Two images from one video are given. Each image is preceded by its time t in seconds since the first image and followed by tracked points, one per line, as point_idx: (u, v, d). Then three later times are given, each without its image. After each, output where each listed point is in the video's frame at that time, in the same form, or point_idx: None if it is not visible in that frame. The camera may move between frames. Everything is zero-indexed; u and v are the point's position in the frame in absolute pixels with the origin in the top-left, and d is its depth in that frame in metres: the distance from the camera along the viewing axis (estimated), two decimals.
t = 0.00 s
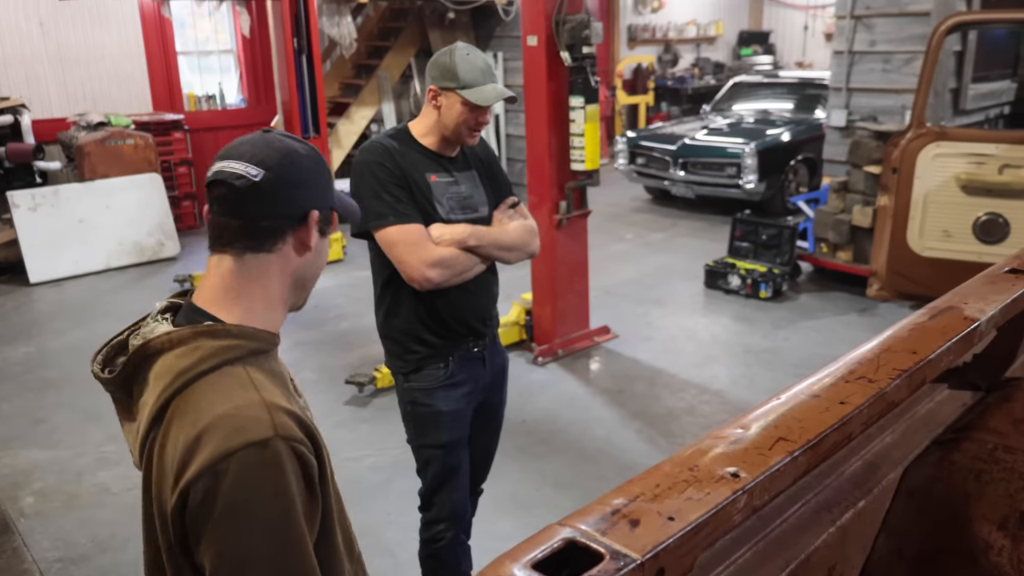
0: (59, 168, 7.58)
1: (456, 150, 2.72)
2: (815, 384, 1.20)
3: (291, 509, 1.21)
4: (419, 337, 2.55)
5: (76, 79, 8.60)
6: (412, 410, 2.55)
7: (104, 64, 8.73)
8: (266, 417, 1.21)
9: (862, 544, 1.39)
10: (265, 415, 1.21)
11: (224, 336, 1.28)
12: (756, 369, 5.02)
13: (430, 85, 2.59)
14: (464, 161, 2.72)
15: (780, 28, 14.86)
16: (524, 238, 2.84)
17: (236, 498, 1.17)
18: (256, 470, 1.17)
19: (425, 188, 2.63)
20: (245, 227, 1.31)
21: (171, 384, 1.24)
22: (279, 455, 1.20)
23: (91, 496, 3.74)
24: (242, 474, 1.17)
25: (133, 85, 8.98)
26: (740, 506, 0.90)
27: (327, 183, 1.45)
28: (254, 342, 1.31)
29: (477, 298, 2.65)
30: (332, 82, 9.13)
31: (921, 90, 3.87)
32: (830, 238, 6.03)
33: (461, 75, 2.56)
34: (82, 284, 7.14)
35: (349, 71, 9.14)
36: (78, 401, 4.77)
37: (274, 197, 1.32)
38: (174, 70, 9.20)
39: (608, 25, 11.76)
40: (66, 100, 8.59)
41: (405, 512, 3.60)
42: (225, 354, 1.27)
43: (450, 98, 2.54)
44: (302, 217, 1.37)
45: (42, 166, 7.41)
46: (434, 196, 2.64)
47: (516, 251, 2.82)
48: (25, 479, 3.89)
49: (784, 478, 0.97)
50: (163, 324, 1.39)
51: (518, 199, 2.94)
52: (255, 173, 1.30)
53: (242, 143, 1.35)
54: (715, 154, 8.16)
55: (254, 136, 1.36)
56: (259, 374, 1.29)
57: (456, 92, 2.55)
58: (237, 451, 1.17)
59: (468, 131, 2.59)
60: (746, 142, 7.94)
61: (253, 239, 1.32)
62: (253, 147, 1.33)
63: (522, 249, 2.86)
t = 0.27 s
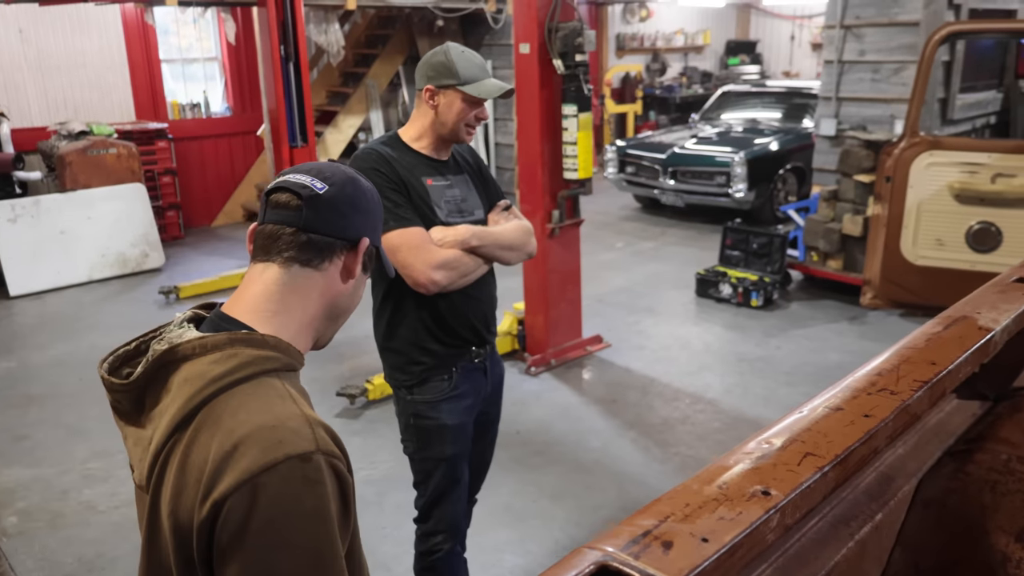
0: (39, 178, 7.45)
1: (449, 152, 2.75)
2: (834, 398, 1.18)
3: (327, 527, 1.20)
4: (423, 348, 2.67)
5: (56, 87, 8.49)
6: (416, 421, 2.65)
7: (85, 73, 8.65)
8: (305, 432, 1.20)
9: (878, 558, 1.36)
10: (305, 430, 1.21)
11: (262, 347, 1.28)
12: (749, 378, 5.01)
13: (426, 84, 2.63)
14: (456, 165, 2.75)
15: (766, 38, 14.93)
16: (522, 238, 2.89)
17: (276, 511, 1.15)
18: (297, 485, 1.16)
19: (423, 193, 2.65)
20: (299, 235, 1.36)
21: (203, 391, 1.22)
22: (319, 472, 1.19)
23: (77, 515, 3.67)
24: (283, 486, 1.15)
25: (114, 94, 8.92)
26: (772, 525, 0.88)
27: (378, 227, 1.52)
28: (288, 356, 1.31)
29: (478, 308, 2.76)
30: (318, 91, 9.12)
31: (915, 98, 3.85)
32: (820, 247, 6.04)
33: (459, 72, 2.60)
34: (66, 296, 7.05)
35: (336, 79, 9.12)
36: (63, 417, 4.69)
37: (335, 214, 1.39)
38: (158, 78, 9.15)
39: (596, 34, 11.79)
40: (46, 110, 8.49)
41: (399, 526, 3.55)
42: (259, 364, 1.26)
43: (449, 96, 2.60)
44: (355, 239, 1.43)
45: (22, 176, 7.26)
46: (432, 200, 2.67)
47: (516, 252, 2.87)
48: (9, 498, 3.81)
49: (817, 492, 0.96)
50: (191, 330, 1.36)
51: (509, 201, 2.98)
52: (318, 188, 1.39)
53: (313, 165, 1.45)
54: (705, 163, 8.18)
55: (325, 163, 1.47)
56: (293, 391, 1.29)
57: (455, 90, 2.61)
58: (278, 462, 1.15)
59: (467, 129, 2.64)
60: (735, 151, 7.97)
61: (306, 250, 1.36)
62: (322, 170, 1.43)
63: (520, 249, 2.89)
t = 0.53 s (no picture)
0: None
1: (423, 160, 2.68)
2: (849, 417, 1.16)
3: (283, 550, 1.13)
4: (401, 360, 2.61)
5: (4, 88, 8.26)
6: (400, 436, 2.60)
7: (34, 74, 8.42)
8: (265, 447, 1.14)
9: None
10: (263, 445, 1.15)
11: (227, 359, 1.23)
12: (719, 383, 5.02)
13: (399, 87, 2.57)
14: (432, 174, 2.69)
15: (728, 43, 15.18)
16: (500, 250, 2.89)
17: (227, 532, 1.09)
18: (248, 504, 1.10)
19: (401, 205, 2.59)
20: (260, 245, 1.29)
21: (163, 405, 1.18)
22: (274, 490, 1.12)
23: (32, 536, 3.53)
24: (235, 506, 1.09)
25: (65, 96, 8.68)
26: (809, 557, 0.85)
27: (357, 221, 1.42)
28: (258, 370, 1.26)
29: (457, 316, 2.71)
30: (279, 93, 8.96)
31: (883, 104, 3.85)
32: (787, 251, 6.08)
33: (434, 75, 2.54)
34: (18, 305, 6.81)
35: (297, 82, 8.98)
36: (16, 432, 4.52)
37: (293, 217, 1.30)
38: (110, 80, 8.89)
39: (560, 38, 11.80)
40: None
41: (372, 540, 3.47)
42: (222, 377, 1.21)
43: (423, 100, 2.55)
44: (318, 242, 1.33)
45: None
46: (411, 212, 2.61)
47: (494, 262, 2.86)
48: None
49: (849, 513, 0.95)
50: (162, 339, 1.33)
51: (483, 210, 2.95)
52: (273, 191, 1.31)
53: (272, 171, 1.37)
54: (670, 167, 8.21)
55: (286, 165, 1.38)
56: (258, 404, 1.23)
57: (429, 92, 2.55)
58: (230, 480, 1.09)
59: (441, 133, 2.59)
60: (699, 156, 8.02)
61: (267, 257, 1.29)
62: (279, 173, 1.35)
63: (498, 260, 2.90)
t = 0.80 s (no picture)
0: None
1: (403, 169, 2.58)
2: (893, 433, 1.13)
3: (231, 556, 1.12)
4: (388, 378, 2.51)
5: None
6: (391, 456, 2.53)
7: None
8: (223, 451, 1.14)
9: None
10: (222, 449, 1.14)
11: (198, 361, 1.25)
12: (699, 387, 4.98)
13: (375, 92, 2.50)
14: (412, 185, 2.58)
15: (687, 43, 15.45)
16: (484, 262, 2.80)
17: (175, 533, 1.08)
18: (198, 508, 1.09)
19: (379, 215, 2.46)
20: (219, 254, 1.30)
21: (133, 403, 1.20)
22: (227, 495, 1.11)
23: None
24: (184, 507, 1.09)
25: (19, 110, 8.44)
26: None
27: (330, 212, 1.36)
28: (231, 374, 1.28)
29: (444, 329, 2.60)
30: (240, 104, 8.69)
31: (859, 103, 3.88)
32: (759, 251, 6.09)
33: (411, 78, 2.48)
34: None
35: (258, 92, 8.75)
36: None
37: (246, 222, 1.29)
38: (65, 92, 8.64)
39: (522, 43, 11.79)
40: None
41: (356, 561, 3.36)
42: (191, 379, 1.23)
43: (398, 103, 2.47)
44: (276, 243, 1.30)
45: None
46: (389, 222, 2.48)
47: (479, 275, 2.77)
48: None
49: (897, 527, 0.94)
50: (146, 339, 1.35)
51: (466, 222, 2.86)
52: (227, 201, 1.30)
53: (239, 179, 1.37)
54: (638, 170, 8.18)
55: (253, 170, 1.38)
56: (227, 409, 1.23)
57: (406, 96, 2.48)
58: (181, 480, 1.09)
59: (421, 135, 2.50)
60: (665, 158, 8.05)
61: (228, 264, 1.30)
62: (239, 180, 1.34)
63: (483, 272, 2.80)
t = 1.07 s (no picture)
0: None
1: (399, 175, 2.48)
2: (947, 435, 1.00)
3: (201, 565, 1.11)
4: (378, 393, 2.39)
5: None
6: (381, 472, 2.41)
7: None
8: (214, 452, 1.17)
9: None
10: (210, 451, 1.17)
11: (207, 365, 1.30)
12: (692, 387, 4.90)
13: (368, 93, 2.42)
14: (408, 193, 2.50)
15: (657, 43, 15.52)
16: (481, 272, 2.67)
17: (150, 530, 1.08)
18: (176, 505, 1.10)
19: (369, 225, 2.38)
20: (217, 276, 1.36)
21: (141, 398, 1.26)
22: (207, 498, 1.13)
23: None
24: (163, 505, 1.10)
25: None
26: None
27: (320, 218, 1.36)
28: (236, 380, 1.32)
29: (437, 342, 2.48)
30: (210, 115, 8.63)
31: (849, 95, 3.85)
32: (743, 248, 6.06)
33: (403, 80, 2.40)
34: None
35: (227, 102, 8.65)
36: None
37: (233, 244, 1.32)
38: (30, 111, 8.41)
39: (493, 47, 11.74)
40: None
41: None
42: (199, 380, 1.28)
43: (390, 105, 2.38)
44: (264, 262, 1.32)
45: None
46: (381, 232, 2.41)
47: (474, 286, 2.63)
48: None
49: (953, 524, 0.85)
50: (167, 339, 1.41)
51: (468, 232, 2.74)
52: (217, 224, 1.33)
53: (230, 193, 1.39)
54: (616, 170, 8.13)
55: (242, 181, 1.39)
56: (228, 412, 1.27)
57: (398, 98, 2.38)
58: (168, 473, 1.12)
59: (411, 142, 2.39)
60: (643, 158, 8.00)
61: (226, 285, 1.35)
62: (226, 197, 1.36)
63: (481, 284, 2.68)
